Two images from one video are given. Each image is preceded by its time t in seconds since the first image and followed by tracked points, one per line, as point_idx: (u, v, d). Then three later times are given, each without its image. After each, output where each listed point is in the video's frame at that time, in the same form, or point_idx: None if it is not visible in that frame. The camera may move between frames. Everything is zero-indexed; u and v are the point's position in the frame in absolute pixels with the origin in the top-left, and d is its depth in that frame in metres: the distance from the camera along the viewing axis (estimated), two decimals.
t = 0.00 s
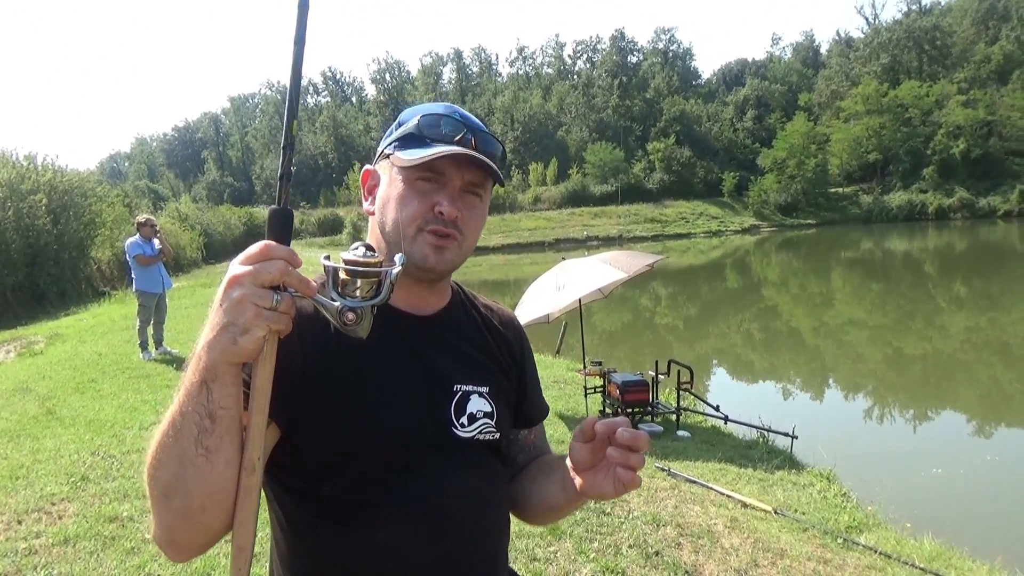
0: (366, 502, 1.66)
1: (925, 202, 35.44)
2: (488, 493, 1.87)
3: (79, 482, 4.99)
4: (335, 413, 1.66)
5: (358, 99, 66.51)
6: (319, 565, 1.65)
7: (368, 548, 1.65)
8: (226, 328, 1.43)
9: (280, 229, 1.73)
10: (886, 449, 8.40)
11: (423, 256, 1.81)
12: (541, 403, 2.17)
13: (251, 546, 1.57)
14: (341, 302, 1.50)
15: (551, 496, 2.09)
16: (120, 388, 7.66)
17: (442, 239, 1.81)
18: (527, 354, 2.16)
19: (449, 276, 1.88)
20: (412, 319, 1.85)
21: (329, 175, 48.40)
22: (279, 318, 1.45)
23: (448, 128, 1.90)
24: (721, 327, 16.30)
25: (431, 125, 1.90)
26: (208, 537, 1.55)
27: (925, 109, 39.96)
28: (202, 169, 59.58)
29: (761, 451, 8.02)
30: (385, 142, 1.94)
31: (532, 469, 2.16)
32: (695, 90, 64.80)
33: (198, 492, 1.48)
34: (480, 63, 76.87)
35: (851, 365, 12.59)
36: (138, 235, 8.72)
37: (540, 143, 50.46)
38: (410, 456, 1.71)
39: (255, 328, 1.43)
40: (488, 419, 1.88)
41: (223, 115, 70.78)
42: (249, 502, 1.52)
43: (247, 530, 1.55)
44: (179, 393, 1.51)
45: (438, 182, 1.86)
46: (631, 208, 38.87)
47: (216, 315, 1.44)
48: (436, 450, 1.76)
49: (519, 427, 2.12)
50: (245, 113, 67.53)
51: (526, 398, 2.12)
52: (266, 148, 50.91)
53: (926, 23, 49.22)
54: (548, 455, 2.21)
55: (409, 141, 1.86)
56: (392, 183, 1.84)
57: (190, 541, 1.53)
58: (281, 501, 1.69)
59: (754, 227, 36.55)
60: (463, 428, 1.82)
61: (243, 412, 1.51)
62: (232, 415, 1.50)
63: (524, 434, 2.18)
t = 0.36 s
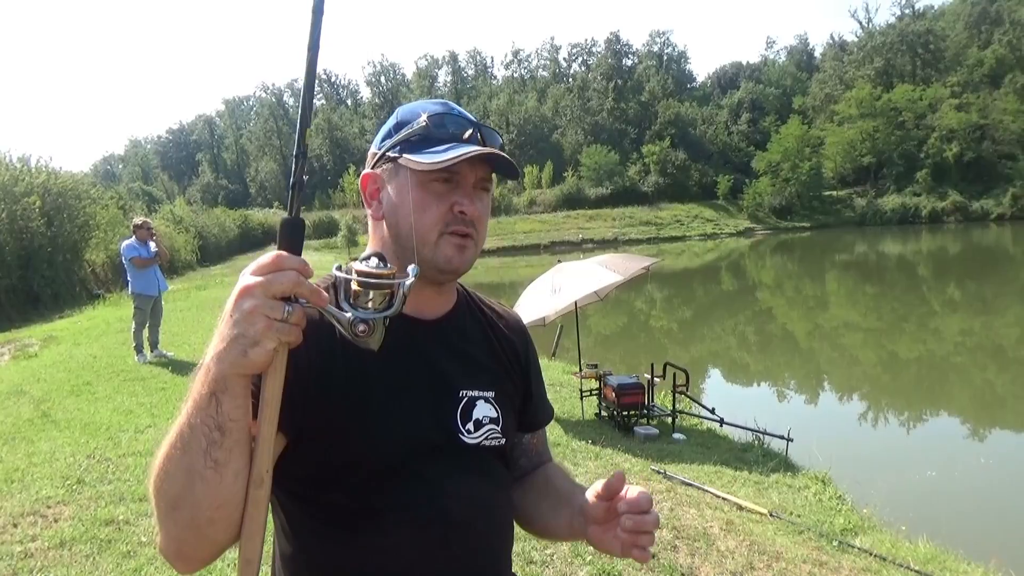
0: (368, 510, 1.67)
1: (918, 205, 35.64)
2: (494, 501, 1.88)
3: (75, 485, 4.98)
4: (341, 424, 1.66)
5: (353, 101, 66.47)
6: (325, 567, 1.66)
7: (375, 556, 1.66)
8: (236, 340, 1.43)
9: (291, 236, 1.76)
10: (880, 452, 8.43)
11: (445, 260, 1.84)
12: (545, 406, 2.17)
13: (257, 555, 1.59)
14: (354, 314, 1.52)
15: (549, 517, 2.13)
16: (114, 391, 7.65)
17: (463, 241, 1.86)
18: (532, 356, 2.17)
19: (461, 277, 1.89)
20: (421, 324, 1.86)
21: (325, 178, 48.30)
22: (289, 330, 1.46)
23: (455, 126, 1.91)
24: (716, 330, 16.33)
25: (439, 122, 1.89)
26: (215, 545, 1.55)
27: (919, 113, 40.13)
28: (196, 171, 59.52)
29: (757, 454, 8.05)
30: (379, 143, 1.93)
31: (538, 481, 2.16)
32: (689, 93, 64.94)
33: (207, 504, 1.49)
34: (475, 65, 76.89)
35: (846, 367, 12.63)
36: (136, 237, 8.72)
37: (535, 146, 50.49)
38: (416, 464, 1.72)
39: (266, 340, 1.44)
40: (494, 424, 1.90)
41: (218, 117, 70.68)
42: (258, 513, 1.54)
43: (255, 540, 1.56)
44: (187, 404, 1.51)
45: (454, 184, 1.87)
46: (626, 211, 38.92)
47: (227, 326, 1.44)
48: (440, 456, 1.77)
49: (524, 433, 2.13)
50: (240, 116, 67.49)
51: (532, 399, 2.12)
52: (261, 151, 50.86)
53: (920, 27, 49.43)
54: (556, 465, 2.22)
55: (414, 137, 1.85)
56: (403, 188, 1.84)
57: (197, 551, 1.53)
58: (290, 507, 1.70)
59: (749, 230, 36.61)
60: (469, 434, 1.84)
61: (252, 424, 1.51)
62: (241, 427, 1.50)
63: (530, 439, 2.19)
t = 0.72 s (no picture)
0: (371, 512, 1.66)
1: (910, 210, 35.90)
2: (497, 498, 1.88)
3: (68, 488, 4.95)
4: (348, 430, 1.66)
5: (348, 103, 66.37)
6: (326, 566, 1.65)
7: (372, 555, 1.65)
8: (264, 371, 1.39)
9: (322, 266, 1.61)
10: (873, 455, 8.46)
11: (431, 216, 1.76)
12: (537, 395, 2.13)
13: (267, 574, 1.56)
14: (383, 346, 1.48)
15: (543, 524, 2.14)
16: (106, 393, 7.62)
17: (440, 192, 1.80)
18: (526, 350, 2.16)
19: (450, 237, 1.83)
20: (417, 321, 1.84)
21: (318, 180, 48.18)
22: (318, 359, 1.40)
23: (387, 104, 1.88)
24: (709, 333, 16.35)
25: (371, 109, 1.87)
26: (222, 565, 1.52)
27: (911, 118, 40.28)
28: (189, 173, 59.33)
29: (750, 457, 8.06)
30: (327, 156, 1.91)
31: (532, 492, 2.15)
32: (684, 97, 65.06)
33: (223, 529, 1.46)
34: (470, 69, 76.91)
35: (838, 371, 12.66)
36: (131, 239, 8.73)
37: (530, 149, 50.49)
38: (417, 462, 1.71)
39: (292, 372, 1.39)
40: (495, 417, 1.89)
41: (212, 118, 70.48)
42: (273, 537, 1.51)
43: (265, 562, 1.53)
44: (204, 427, 1.46)
45: (409, 150, 1.83)
46: (620, 214, 38.97)
47: (253, 355, 1.39)
48: (442, 451, 1.76)
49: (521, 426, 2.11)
50: (234, 118, 67.33)
51: (528, 395, 2.10)
52: (255, 153, 50.75)
53: (913, 32, 49.63)
54: (552, 467, 2.21)
55: (364, 122, 1.83)
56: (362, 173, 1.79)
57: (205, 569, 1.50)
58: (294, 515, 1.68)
59: (743, 234, 36.68)
60: (472, 427, 1.83)
61: (269, 452, 1.47)
62: (262, 455, 1.46)
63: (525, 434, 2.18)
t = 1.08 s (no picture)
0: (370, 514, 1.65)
1: (902, 210, 36.10)
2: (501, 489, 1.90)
3: (61, 492, 4.93)
4: (357, 440, 1.66)
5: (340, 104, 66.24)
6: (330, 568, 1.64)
7: (368, 571, 1.64)
8: (293, 415, 1.37)
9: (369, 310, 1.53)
10: (865, 454, 8.49)
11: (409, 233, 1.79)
12: (527, 393, 2.15)
13: None
14: (415, 409, 1.47)
15: (537, 520, 2.15)
16: (99, 396, 7.59)
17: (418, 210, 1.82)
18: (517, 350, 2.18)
19: (429, 252, 1.87)
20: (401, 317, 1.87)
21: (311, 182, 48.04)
22: (348, 410, 1.37)
23: (370, 114, 1.87)
24: (702, 334, 16.39)
25: (354, 117, 1.86)
26: None
27: (903, 118, 40.42)
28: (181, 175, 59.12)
29: (744, 457, 8.09)
30: (312, 159, 1.93)
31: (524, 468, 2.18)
32: (676, 98, 65.19)
33: (241, 559, 1.46)
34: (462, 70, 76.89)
35: (831, 371, 12.72)
36: (126, 242, 8.65)
37: (523, 150, 50.48)
38: (414, 461, 1.71)
39: (321, 418, 1.36)
40: (492, 408, 1.92)
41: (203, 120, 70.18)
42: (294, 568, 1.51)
43: None
44: (230, 459, 1.46)
45: (391, 162, 1.83)
46: (613, 215, 39.03)
47: (284, 399, 1.37)
48: (442, 454, 1.76)
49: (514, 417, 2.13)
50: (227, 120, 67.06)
51: (521, 390, 2.13)
52: (247, 154, 50.61)
53: (904, 33, 49.86)
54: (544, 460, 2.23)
55: (344, 131, 1.83)
56: (346, 183, 1.81)
57: None
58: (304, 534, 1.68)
59: (735, 234, 36.77)
60: (473, 419, 1.85)
61: (292, 489, 1.46)
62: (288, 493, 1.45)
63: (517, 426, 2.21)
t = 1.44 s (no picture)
0: (381, 512, 1.66)
1: (904, 212, 36.09)
2: (512, 496, 1.90)
3: (65, 493, 4.94)
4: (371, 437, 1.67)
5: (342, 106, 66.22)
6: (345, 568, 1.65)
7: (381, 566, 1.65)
8: (307, 405, 1.38)
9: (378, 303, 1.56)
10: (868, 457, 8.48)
11: (421, 235, 1.80)
12: (535, 389, 2.16)
13: None
14: (428, 395, 1.48)
15: (540, 515, 2.16)
16: (103, 397, 7.61)
17: (433, 214, 1.83)
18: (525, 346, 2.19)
19: (441, 255, 1.88)
20: (413, 312, 1.88)
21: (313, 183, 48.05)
22: (360, 399, 1.38)
23: (393, 115, 1.87)
24: (703, 336, 16.39)
25: (377, 117, 1.87)
26: None
27: (905, 120, 40.37)
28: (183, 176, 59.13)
29: (747, 459, 8.08)
30: (333, 156, 1.94)
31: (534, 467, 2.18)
32: (678, 100, 65.13)
33: (263, 551, 1.48)
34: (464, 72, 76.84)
35: (832, 373, 12.72)
36: (128, 243, 8.67)
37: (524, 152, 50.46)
38: (424, 455, 1.71)
39: (338, 408, 1.37)
40: (503, 404, 1.92)
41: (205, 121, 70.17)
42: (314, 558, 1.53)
43: None
44: (247, 452, 1.47)
45: (410, 167, 1.84)
46: (615, 217, 39.03)
47: (298, 390, 1.38)
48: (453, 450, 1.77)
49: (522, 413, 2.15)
50: (228, 122, 67.05)
51: (528, 385, 2.14)
52: (249, 155, 50.66)
53: (906, 35, 49.81)
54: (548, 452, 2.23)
55: (366, 131, 1.84)
56: (364, 183, 1.82)
57: None
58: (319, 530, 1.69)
59: (737, 237, 36.75)
60: (484, 413, 1.86)
61: (310, 480, 1.47)
62: (304, 481, 1.46)
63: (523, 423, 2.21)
